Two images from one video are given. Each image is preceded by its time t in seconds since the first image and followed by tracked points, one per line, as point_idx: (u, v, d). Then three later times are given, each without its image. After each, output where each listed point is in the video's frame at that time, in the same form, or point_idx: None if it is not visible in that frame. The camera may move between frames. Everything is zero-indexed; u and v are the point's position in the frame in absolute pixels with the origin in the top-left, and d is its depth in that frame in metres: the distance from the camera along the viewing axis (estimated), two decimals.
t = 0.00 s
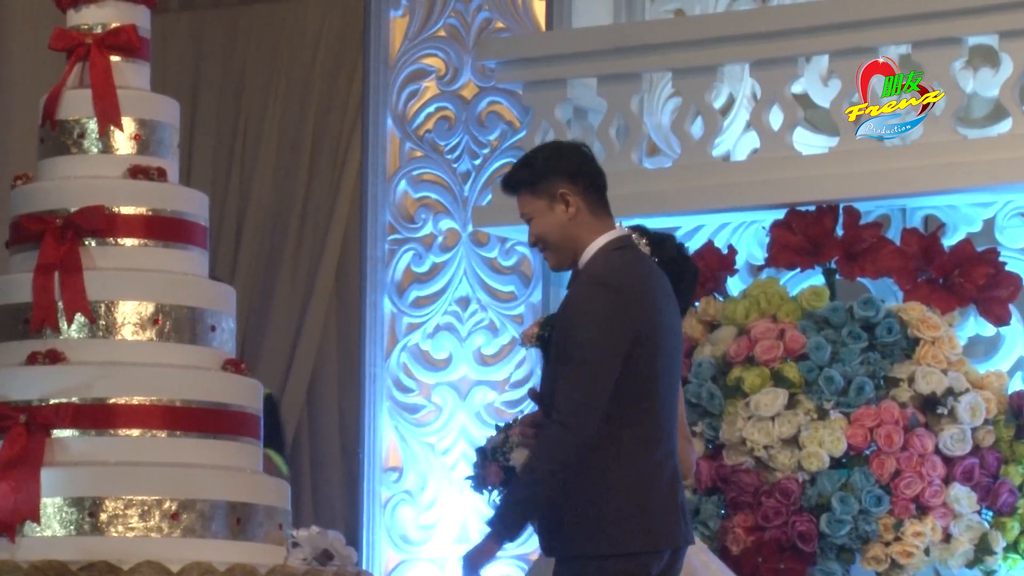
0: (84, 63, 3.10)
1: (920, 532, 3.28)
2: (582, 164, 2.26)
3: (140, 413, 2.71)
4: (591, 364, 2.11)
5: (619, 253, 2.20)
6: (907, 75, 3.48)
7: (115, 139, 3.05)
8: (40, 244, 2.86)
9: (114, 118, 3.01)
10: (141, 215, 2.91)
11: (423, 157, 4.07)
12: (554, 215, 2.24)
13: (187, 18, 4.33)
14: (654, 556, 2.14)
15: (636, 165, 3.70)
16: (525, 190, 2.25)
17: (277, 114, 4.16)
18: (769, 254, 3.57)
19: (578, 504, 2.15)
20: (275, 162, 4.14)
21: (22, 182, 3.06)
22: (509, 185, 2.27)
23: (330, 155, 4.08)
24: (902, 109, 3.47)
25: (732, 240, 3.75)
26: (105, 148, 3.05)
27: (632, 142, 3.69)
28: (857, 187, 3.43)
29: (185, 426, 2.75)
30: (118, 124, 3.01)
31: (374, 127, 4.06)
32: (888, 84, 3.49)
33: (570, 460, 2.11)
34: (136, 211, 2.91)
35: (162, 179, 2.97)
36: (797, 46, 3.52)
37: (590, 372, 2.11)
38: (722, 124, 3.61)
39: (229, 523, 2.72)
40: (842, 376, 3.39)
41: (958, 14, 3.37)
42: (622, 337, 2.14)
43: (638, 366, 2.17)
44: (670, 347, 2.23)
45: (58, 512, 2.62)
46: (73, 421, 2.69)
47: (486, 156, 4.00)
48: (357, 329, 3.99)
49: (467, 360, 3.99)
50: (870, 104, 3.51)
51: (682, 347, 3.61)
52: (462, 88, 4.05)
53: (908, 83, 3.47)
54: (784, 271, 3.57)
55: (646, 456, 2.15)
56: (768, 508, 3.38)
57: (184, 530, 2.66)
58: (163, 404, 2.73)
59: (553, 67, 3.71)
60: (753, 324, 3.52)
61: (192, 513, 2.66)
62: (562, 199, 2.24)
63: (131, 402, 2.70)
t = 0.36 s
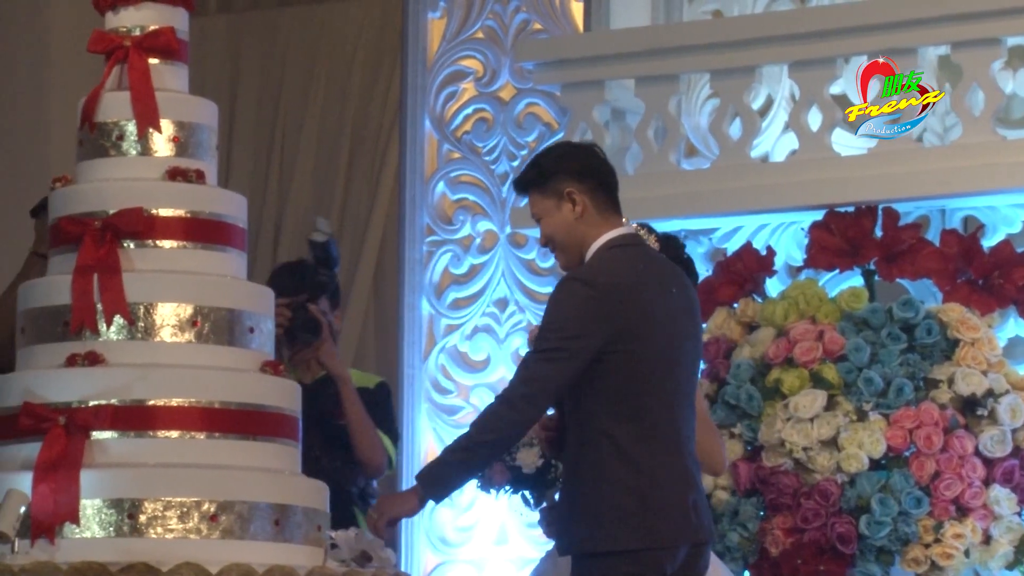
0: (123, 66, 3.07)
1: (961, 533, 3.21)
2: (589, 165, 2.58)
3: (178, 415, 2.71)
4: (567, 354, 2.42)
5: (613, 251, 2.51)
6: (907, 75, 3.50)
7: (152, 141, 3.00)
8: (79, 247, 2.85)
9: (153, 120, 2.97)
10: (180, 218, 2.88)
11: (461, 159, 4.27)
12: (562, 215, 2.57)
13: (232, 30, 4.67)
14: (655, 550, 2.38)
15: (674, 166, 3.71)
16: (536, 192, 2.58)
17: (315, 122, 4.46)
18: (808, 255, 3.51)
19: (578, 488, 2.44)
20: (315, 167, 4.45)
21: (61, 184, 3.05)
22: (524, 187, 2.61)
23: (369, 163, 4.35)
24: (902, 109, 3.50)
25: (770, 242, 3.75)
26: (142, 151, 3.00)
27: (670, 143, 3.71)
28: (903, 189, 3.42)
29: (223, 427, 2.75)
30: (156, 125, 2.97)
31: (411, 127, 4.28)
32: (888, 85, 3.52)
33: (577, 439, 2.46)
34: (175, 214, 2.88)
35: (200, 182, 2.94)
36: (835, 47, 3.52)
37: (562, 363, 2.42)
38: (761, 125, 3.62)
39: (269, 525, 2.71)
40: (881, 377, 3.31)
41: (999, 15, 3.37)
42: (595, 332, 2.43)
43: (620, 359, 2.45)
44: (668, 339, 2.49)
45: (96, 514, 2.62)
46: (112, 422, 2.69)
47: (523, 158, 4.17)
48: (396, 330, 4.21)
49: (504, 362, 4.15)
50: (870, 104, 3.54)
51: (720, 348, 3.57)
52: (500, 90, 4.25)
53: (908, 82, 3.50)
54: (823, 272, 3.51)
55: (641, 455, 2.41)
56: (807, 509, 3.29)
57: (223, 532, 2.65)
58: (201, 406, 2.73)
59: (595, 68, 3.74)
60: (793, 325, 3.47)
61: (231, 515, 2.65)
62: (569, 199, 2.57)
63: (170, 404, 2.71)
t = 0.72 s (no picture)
0: (146, 73, 3.04)
1: (985, 541, 3.18)
2: (584, 177, 2.65)
3: (202, 422, 2.70)
4: (566, 368, 2.53)
5: (606, 263, 2.60)
6: (907, 75, 3.50)
7: (176, 149, 2.97)
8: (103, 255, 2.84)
9: (177, 128, 2.94)
10: (204, 226, 2.87)
11: (485, 166, 4.33)
12: (559, 227, 2.66)
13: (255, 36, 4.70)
14: (673, 554, 2.45)
15: (697, 173, 3.71)
16: (537, 202, 2.67)
17: (338, 128, 4.50)
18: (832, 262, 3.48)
19: (597, 496, 2.53)
20: (339, 172, 4.49)
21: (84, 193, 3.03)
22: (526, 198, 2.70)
23: (393, 169, 4.40)
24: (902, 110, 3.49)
25: (794, 249, 3.74)
26: (166, 159, 2.97)
27: (693, 151, 3.72)
28: (927, 196, 3.41)
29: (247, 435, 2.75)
30: (180, 134, 2.95)
31: (434, 134, 4.35)
32: (888, 85, 3.51)
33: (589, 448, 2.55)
34: (199, 222, 2.87)
35: (224, 190, 2.93)
36: (859, 54, 3.52)
37: (561, 376, 2.53)
38: (784, 132, 3.62)
39: (293, 533, 2.72)
40: (906, 386, 3.27)
41: None
42: (592, 345, 2.53)
43: (621, 370, 2.52)
44: (672, 343, 2.55)
45: (120, 522, 2.62)
46: (136, 430, 2.68)
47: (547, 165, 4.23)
48: (419, 337, 4.28)
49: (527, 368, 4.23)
50: (870, 104, 3.53)
51: (743, 355, 3.53)
52: (524, 97, 4.32)
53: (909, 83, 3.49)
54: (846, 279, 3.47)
55: (652, 459, 2.49)
56: (831, 516, 3.24)
57: (247, 539, 2.66)
58: (224, 413, 2.72)
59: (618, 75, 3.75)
60: (816, 333, 3.42)
61: (254, 523, 2.66)
62: (567, 211, 2.65)
63: (193, 411, 2.69)
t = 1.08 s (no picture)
0: (157, 83, 3.04)
1: (995, 550, 3.15)
2: (588, 189, 2.66)
3: (211, 431, 2.70)
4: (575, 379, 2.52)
5: (612, 274, 2.61)
6: (907, 76, 3.51)
7: (186, 158, 2.96)
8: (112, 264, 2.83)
9: (186, 137, 2.94)
10: (213, 235, 2.86)
11: (494, 175, 4.35)
12: (562, 237, 2.67)
13: (266, 48, 4.76)
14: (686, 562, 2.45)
15: (707, 182, 3.73)
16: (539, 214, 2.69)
17: (348, 138, 4.56)
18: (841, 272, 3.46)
19: (607, 508, 2.52)
20: (347, 185, 4.53)
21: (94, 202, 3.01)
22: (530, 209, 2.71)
23: (402, 180, 4.45)
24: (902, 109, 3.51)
25: (804, 257, 3.74)
26: (176, 168, 2.96)
27: (702, 160, 3.73)
28: (937, 204, 3.40)
29: (256, 444, 2.74)
30: (190, 143, 2.94)
31: (444, 141, 4.38)
32: (888, 85, 3.53)
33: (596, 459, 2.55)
34: (208, 230, 2.87)
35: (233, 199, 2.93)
36: (869, 63, 3.53)
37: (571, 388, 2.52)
38: (794, 140, 3.63)
39: (302, 542, 2.72)
40: (915, 395, 3.24)
41: None
42: (601, 356, 2.52)
43: (630, 379, 2.53)
44: (678, 353, 2.56)
45: (129, 531, 2.61)
46: (145, 438, 2.68)
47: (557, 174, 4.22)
48: (428, 346, 4.30)
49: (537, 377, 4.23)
50: (870, 103, 3.54)
51: (753, 364, 3.52)
52: (533, 106, 4.32)
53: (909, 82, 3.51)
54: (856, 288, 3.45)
55: (662, 467, 2.49)
56: (841, 526, 3.21)
57: (256, 549, 2.65)
58: (233, 423, 2.71)
59: (626, 85, 3.77)
60: (826, 341, 3.39)
61: (263, 532, 2.66)
62: (568, 221, 2.66)
63: (203, 420, 2.69)
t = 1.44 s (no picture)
0: (159, 98, 3.04)
1: (997, 565, 3.14)
2: (612, 199, 2.66)
3: (213, 446, 2.69)
4: (599, 388, 2.52)
5: (639, 283, 2.62)
6: (907, 75, 3.50)
7: (188, 173, 2.96)
8: (115, 279, 2.84)
9: (188, 152, 2.94)
10: (215, 249, 2.86)
11: (496, 190, 4.34)
12: (582, 247, 2.68)
13: (270, 62, 4.83)
14: None
15: (709, 196, 3.74)
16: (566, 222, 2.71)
17: (349, 156, 4.61)
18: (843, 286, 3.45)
19: (608, 521, 2.55)
20: (350, 196, 4.59)
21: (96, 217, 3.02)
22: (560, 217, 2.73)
23: (405, 194, 4.48)
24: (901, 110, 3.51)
25: (805, 272, 3.77)
26: (178, 182, 2.96)
27: (704, 175, 3.74)
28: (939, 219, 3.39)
29: (257, 458, 2.73)
30: (192, 157, 2.94)
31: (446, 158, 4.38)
32: (888, 85, 3.52)
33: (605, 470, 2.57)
34: (210, 245, 2.87)
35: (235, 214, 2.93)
36: (870, 78, 3.53)
37: (594, 396, 2.52)
38: (796, 155, 3.64)
39: (304, 556, 2.73)
40: (917, 409, 3.22)
41: None
42: (621, 366, 2.54)
43: (646, 391, 2.55)
44: (691, 368, 2.59)
45: (131, 545, 2.62)
46: (147, 453, 2.67)
47: (559, 188, 4.23)
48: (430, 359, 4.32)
49: (540, 394, 4.21)
50: (870, 104, 3.55)
51: (756, 379, 3.50)
52: (535, 121, 4.32)
53: (909, 82, 3.50)
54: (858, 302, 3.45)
55: (669, 484, 2.52)
56: (843, 541, 3.20)
57: (258, 563, 2.66)
58: (236, 437, 2.71)
59: (629, 99, 3.78)
60: (828, 355, 3.39)
61: (266, 546, 2.66)
62: (588, 231, 2.68)
63: (205, 434, 2.69)
